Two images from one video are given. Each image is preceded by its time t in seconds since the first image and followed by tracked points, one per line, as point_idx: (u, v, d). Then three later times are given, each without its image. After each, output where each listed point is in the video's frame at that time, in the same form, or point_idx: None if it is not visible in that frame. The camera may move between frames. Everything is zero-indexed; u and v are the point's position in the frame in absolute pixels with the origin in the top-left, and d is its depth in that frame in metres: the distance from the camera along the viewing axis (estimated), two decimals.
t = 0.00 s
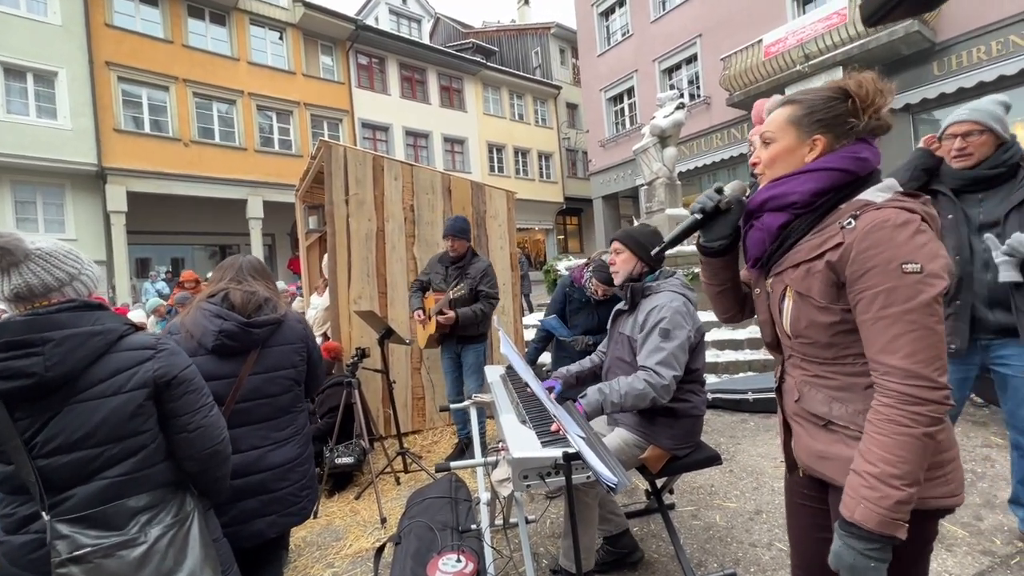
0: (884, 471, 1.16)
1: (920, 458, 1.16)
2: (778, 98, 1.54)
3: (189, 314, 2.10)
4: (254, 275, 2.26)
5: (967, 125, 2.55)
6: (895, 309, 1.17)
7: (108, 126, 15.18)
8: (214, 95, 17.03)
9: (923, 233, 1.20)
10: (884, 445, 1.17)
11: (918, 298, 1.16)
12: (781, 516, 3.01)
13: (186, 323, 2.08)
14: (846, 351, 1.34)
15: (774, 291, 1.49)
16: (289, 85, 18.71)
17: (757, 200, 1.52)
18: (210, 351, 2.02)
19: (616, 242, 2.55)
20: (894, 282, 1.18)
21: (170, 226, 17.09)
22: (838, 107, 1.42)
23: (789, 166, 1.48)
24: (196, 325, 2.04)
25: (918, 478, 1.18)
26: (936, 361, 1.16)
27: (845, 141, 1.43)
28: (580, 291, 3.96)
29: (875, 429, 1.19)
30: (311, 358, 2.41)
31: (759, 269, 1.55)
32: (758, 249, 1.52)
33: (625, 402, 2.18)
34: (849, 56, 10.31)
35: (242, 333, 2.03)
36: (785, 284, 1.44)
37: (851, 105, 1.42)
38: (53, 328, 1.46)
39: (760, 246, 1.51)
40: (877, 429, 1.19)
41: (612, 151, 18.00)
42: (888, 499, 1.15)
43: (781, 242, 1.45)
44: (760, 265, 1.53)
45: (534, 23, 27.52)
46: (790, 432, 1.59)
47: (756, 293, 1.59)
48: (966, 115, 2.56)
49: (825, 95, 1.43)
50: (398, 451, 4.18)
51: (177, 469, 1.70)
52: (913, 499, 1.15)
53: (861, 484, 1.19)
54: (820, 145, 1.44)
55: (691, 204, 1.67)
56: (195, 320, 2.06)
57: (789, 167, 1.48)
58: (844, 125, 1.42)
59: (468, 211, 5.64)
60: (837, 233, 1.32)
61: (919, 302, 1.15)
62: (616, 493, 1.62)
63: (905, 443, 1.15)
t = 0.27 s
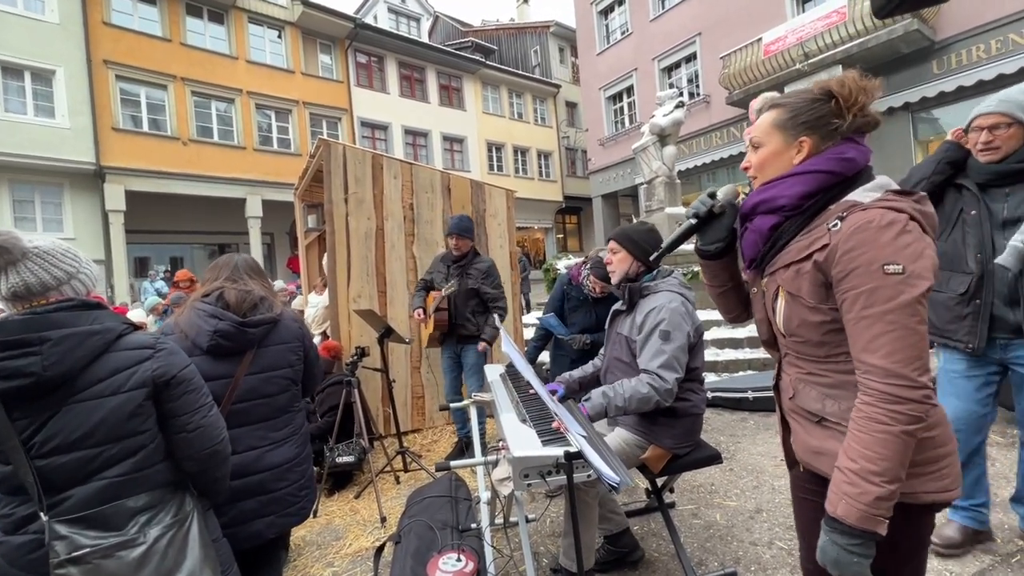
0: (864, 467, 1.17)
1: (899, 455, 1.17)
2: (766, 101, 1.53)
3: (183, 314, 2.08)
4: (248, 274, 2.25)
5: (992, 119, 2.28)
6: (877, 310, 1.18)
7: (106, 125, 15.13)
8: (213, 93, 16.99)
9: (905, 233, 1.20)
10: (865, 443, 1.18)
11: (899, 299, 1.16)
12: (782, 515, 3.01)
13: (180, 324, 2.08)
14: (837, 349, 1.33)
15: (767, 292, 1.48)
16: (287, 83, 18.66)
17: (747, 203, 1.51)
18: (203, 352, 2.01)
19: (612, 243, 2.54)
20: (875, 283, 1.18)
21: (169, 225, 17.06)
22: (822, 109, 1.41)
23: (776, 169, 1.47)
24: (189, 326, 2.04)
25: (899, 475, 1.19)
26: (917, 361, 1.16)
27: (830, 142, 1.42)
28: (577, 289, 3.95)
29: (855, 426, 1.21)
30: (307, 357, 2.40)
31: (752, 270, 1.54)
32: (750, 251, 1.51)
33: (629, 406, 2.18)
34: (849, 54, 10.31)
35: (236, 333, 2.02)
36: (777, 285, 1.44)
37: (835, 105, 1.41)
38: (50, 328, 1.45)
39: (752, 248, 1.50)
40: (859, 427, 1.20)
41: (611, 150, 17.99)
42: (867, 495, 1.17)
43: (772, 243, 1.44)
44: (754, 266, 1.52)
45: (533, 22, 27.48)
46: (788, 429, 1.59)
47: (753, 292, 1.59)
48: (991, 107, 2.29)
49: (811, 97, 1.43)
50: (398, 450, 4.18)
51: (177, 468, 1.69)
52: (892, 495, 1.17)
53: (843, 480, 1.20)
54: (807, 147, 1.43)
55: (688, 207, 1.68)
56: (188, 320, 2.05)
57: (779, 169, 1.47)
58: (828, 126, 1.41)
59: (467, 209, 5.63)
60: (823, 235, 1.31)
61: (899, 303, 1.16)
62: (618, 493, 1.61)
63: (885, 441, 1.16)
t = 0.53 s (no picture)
0: (853, 455, 1.17)
1: (889, 444, 1.16)
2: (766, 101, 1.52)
3: (182, 314, 2.09)
4: (248, 273, 2.25)
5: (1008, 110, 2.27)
6: (867, 304, 1.18)
7: (109, 125, 15.17)
8: (215, 93, 17.01)
9: (898, 229, 1.20)
10: (855, 432, 1.18)
11: (889, 293, 1.16)
12: (785, 513, 3.00)
13: (180, 322, 2.08)
14: (833, 344, 1.33)
15: (765, 288, 1.47)
16: (289, 82, 18.67)
17: (746, 202, 1.51)
18: (204, 351, 2.02)
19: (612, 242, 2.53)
20: (865, 278, 1.18)
21: (172, 224, 17.10)
22: (819, 109, 1.40)
23: (774, 169, 1.47)
24: (190, 325, 2.04)
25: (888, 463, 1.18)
26: (907, 354, 1.16)
27: (826, 142, 1.41)
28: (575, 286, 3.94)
29: (844, 415, 1.21)
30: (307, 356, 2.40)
31: (752, 267, 1.54)
32: (749, 248, 1.51)
33: (632, 406, 2.17)
34: (852, 51, 10.25)
35: (236, 333, 2.02)
36: (775, 280, 1.43)
37: (831, 106, 1.40)
38: (54, 327, 1.45)
39: (751, 246, 1.50)
40: (849, 415, 1.20)
41: (613, 148, 17.95)
42: (856, 481, 1.16)
43: (769, 240, 1.44)
44: (753, 263, 1.52)
45: (535, 20, 27.41)
46: (788, 424, 1.58)
47: (751, 289, 1.58)
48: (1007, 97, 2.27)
49: (809, 96, 1.42)
50: (400, 449, 4.19)
51: (179, 468, 1.69)
52: (882, 483, 1.16)
53: (834, 467, 1.20)
54: (804, 147, 1.42)
55: (691, 204, 1.68)
56: (189, 320, 2.05)
57: (776, 169, 1.46)
58: (825, 127, 1.40)
59: (470, 208, 5.62)
60: (817, 232, 1.31)
61: (889, 297, 1.16)
62: (621, 492, 1.60)
63: (875, 430, 1.16)
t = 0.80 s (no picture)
0: (862, 442, 1.17)
1: (897, 432, 1.16)
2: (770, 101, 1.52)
3: (187, 313, 2.10)
4: (253, 271, 2.26)
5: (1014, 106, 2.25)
6: (879, 295, 1.17)
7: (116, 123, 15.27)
8: (220, 91, 17.07)
9: (909, 222, 1.20)
10: (865, 419, 1.17)
11: (900, 285, 1.16)
12: (793, 509, 3.00)
13: (187, 322, 2.09)
14: (843, 337, 1.32)
15: (773, 283, 1.46)
16: (293, 79, 18.69)
17: (754, 201, 1.50)
18: (210, 350, 2.03)
19: (618, 240, 2.52)
20: (878, 270, 1.18)
21: (179, 222, 17.22)
22: (825, 110, 1.40)
23: (782, 168, 1.46)
24: (197, 324, 2.06)
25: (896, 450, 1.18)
26: (917, 344, 1.16)
27: (832, 142, 1.41)
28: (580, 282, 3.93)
29: (855, 404, 1.20)
30: (312, 353, 2.41)
31: (758, 263, 1.52)
32: (756, 245, 1.49)
33: (639, 403, 2.17)
34: (861, 42, 10.11)
35: (242, 332, 2.04)
36: (783, 275, 1.42)
37: (836, 107, 1.40)
38: (72, 326, 1.47)
39: (758, 243, 1.48)
40: (858, 404, 1.19)
41: (619, 142, 17.85)
42: (865, 467, 1.16)
43: (779, 237, 1.42)
44: (760, 260, 1.50)
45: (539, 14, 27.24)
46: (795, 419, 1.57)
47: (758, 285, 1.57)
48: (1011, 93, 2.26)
49: (815, 96, 1.42)
50: (407, 445, 4.22)
51: (191, 465, 1.71)
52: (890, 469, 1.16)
53: (843, 454, 1.19)
54: (812, 147, 1.42)
55: (699, 203, 1.65)
56: (195, 319, 2.06)
57: (784, 168, 1.46)
58: (830, 127, 1.40)
59: (475, 204, 5.62)
60: (829, 226, 1.30)
61: (900, 288, 1.16)
62: (630, 490, 1.60)
63: (884, 417, 1.15)
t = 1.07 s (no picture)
0: (893, 435, 1.15)
1: (929, 424, 1.15)
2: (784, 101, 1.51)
3: (200, 314, 2.13)
4: (262, 271, 2.28)
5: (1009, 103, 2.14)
6: (908, 288, 1.17)
7: (131, 123, 15.50)
8: (232, 89, 17.22)
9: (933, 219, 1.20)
10: (896, 412, 1.16)
11: (929, 278, 1.16)
12: (808, 506, 2.98)
13: (199, 322, 2.12)
14: (865, 332, 1.31)
15: (791, 280, 1.44)
16: (304, 76, 18.79)
17: (771, 199, 1.49)
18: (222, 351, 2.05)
19: (628, 240, 2.50)
20: (907, 263, 1.17)
21: (194, 220, 17.46)
22: (841, 109, 1.40)
23: (800, 167, 1.45)
24: (208, 324, 2.08)
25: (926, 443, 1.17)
26: (945, 335, 1.16)
27: (850, 141, 1.41)
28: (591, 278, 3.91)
29: (884, 397, 1.18)
30: (323, 352, 2.43)
31: (775, 261, 1.51)
32: (774, 242, 1.47)
33: (653, 401, 2.17)
34: (879, 30, 9.87)
35: (253, 332, 2.06)
36: (803, 271, 1.40)
37: (852, 106, 1.40)
38: (96, 327, 1.51)
39: (775, 240, 1.47)
40: (887, 397, 1.18)
41: (629, 135, 17.70)
42: (898, 460, 1.15)
43: (798, 234, 1.41)
44: (777, 257, 1.48)
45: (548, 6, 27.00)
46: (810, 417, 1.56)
47: (774, 283, 1.56)
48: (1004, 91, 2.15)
49: (829, 96, 1.42)
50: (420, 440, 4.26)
51: (211, 462, 1.75)
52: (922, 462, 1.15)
53: (873, 448, 1.18)
54: (831, 145, 1.41)
55: (714, 203, 1.64)
56: (207, 320, 2.09)
57: (801, 167, 1.45)
58: (849, 126, 1.40)
59: (486, 200, 5.62)
60: (852, 221, 1.30)
61: (928, 281, 1.16)
62: (644, 490, 1.60)
63: (915, 409, 1.15)
